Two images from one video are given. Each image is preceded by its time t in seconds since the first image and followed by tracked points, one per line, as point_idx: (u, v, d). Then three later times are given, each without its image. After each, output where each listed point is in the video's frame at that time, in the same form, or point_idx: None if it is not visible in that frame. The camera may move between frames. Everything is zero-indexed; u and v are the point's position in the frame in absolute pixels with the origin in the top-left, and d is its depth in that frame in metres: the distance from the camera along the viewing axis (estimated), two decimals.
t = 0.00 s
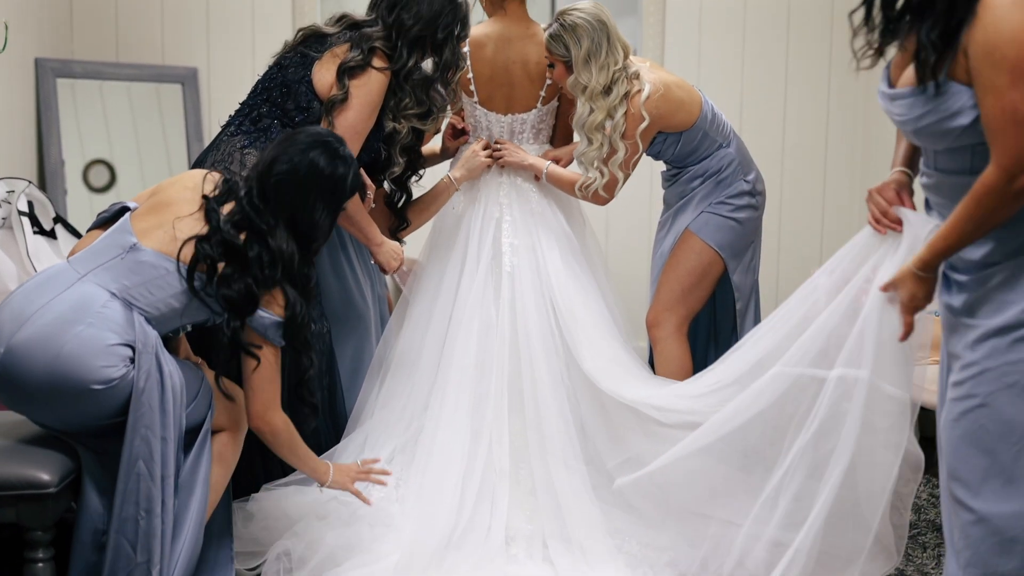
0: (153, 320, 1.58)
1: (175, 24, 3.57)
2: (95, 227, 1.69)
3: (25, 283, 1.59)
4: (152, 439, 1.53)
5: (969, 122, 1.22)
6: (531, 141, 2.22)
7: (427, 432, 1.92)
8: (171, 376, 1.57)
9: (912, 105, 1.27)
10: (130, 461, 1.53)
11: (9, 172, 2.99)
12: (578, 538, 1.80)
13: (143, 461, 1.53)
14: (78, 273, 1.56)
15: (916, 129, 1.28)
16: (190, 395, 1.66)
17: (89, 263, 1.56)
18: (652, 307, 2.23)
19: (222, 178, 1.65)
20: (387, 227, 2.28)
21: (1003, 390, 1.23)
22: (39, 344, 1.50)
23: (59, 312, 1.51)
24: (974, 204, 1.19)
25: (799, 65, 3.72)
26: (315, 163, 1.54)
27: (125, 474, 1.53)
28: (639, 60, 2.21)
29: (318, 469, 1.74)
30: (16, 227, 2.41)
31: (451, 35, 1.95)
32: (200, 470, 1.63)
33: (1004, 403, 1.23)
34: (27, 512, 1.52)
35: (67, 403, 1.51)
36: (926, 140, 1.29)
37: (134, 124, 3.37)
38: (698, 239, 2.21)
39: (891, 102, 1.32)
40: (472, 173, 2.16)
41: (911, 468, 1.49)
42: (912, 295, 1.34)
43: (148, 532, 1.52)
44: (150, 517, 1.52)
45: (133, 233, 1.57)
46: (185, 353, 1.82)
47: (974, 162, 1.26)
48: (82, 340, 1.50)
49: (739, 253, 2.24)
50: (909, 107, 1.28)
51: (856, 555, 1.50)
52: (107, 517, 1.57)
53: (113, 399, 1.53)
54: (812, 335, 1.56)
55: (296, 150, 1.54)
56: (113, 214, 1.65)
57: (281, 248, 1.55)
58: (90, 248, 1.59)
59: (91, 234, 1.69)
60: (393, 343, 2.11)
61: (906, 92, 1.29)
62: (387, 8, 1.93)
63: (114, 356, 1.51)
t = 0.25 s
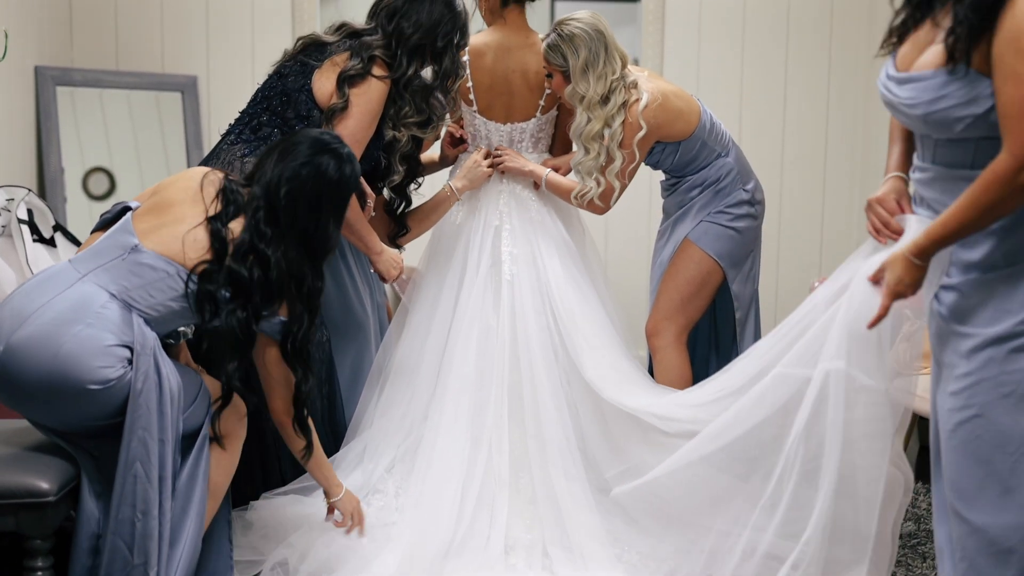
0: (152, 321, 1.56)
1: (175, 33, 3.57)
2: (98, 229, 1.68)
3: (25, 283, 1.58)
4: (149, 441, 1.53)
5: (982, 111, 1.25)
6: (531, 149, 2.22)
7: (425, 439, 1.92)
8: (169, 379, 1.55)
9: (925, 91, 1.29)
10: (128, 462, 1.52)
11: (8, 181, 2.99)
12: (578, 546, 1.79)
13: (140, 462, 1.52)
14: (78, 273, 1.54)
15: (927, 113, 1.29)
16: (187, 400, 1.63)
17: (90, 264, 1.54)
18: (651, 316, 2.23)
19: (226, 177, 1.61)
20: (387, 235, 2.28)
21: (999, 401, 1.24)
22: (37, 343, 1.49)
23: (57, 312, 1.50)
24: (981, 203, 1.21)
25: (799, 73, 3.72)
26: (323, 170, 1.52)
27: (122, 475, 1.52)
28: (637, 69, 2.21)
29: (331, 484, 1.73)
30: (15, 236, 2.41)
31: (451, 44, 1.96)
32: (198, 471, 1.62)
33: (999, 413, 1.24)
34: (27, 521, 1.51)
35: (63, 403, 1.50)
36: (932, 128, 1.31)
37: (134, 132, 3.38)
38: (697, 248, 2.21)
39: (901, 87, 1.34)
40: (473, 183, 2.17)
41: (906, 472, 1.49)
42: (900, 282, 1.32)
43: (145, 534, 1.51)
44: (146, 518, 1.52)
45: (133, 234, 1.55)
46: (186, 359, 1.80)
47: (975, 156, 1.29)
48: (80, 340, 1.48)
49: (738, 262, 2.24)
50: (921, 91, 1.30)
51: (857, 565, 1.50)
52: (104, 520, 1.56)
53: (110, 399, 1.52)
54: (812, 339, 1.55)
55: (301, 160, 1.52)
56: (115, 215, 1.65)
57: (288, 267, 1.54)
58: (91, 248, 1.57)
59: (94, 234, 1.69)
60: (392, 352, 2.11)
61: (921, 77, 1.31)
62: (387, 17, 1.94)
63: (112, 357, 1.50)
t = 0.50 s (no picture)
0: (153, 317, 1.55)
1: (176, 41, 3.58)
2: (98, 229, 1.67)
3: (25, 278, 1.57)
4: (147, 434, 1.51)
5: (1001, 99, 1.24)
6: (530, 158, 2.22)
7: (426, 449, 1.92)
8: (168, 375, 1.54)
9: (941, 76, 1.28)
10: (126, 457, 1.51)
11: (7, 187, 3.00)
12: (576, 556, 1.79)
13: (138, 456, 1.51)
14: (79, 267, 1.54)
15: (945, 101, 1.27)
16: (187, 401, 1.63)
17: (90, 259, 1.54)
18: (650, 325, 2.23)
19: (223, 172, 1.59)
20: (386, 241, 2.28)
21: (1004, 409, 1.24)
22: (36, 335, 1.47)
23: (57, 303, 1.49)
24: (988, 191, 1.20)
25: (799, 82, 3.73)
26: (327, 163, 1.50)
27: (120, 469, 1.51)
28: (636, 78, 2.22)
29: (313, 488, 1.72)
30: (15, 243, 2.42)
31: (450, 51, 1.96)
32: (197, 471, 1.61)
33: (1001, 421, 1.24)
34: (26, 529, 1.50)
35: (61, 395, 1.48)
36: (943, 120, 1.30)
37: (133, 140, 3.38)
38: (696, 257, 2.21)
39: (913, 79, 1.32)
40: (471, 189, 2.16)
41: (890, 474, 1.49)
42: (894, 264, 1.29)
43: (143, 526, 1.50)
44: (144, 511, 1.50)
45: (134, 228, 1.55)
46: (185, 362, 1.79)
47: (984, 152, 1.29)
48: (78, 333, 1.47)
49: (737, 271, 2.24)
50: (937, 77, 1.28)
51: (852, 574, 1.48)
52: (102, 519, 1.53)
53: (109, 394, 1.50)
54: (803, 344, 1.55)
55: (306, 154, 1.49)
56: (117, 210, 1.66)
57: (294, 258, 1.51)
58: (92, 245, 1.57)
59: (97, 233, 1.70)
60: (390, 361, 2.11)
61: (935, 64, 1.30)
62: (387, 25, 1.94)
63: (110, 350, 1.49)
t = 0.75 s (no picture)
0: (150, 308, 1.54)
1: (176, 50, 3.58)
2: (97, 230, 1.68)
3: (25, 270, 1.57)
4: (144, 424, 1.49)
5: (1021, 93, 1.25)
6: (529, 165, 2.23)
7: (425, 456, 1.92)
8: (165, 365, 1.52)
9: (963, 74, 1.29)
10: (123, 445, 1.48)
11: (8, 193, 3.00)
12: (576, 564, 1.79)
13: (135, 445, 1.49)
14: (78, 258, 1.54)
15: (968, 95, 1.29)
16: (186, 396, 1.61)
17: (89, 249, 1.54)
18: (650, 332, 2.23)
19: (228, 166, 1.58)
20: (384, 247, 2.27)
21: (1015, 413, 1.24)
22: (32, 324, 1.46)
23: (54, 293, 1.48)
24: (1003, 176, 1.23)
25: (799, 90, 3.74)
26: (328, 152, 1.48)
27: (117, 458, 1.49)
28: (635, 87, 2.22)
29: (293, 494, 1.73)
30: (15, 250, 2.42)
31: (450, 57, 1.97)
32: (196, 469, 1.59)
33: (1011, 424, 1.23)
34: (25, 538, 1.48)
35: (56, 386, 1.47)
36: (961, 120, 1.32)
37: (133, 148, 3.38)
38: (696, 265, 2.21)
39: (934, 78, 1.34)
40: (468, 194, 2.18)
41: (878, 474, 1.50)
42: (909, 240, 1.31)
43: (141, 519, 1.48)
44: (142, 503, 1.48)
45: (134, 219, 1.54)
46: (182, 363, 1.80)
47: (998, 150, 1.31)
48: (74, 320, 1.46)
49: (736, 280, 2.24)
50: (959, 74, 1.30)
51: None
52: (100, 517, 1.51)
53: (105, 384, 1.49)
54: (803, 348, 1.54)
55: (306, 142, 1.48)
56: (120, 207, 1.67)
57: (298, 246, 1.49)
58: (92, 237, 1.56)
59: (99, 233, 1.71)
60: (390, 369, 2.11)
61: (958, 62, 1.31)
62: (387, 31, 1.94)
63: (105, 339, 1.47)
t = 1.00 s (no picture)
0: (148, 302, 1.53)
1: (177, 58, 3.59)
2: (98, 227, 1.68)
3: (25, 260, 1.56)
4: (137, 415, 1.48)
5: None
6: (528, 173, 2.23)
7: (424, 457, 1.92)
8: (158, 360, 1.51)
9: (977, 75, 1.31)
10: (117, 435, 1.48)
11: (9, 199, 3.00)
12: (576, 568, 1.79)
13: (129, 436, 1.48)
14: (77, 248, 1.53)
15: (983, 97, 1.30)
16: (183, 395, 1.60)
17: (89, 240, 1.54)
18: (649, 340, 2.23)
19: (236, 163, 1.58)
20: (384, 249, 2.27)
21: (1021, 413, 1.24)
22: (25, 311, 1.46)
23: (51, 281, 1.48)
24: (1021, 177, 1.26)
25: (799, 99, 3.75)
26: (332, 146, 1.49)
27: (111, 447, 1.48)
28: (635, 95, 2.22)
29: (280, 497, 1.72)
30: (14, 257, 2.42)
31: (450, 64, 1.98)
32: (194, 464, 1.58)
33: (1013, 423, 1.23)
34: (23, 545, 1.46)
35: (47, 375, 1.46)
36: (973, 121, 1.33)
37: (133, 155, 3.38)
38: (696, 273, 2.21)
39: (944, 81, 1.35)
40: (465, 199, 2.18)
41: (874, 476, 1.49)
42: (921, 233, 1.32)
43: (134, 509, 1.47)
44: (134, 493, 1.48)
45: (134, 210, 1.54)
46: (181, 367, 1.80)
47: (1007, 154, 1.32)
48: (67, 309, 1.45)
49: (736, 287, 2.25)
50: (973, 75, 1.32)
51: None
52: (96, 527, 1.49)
53: (98, 375, 1.48)
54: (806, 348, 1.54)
55: (310, 137, 1.49)
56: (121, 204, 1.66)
57: (303, 238, 1.49)
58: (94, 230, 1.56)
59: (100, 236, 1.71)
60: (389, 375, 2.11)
61: (970, 65, 1.33)
62: (387, 38, 1.94)
63: (98, 329, 1.47)
